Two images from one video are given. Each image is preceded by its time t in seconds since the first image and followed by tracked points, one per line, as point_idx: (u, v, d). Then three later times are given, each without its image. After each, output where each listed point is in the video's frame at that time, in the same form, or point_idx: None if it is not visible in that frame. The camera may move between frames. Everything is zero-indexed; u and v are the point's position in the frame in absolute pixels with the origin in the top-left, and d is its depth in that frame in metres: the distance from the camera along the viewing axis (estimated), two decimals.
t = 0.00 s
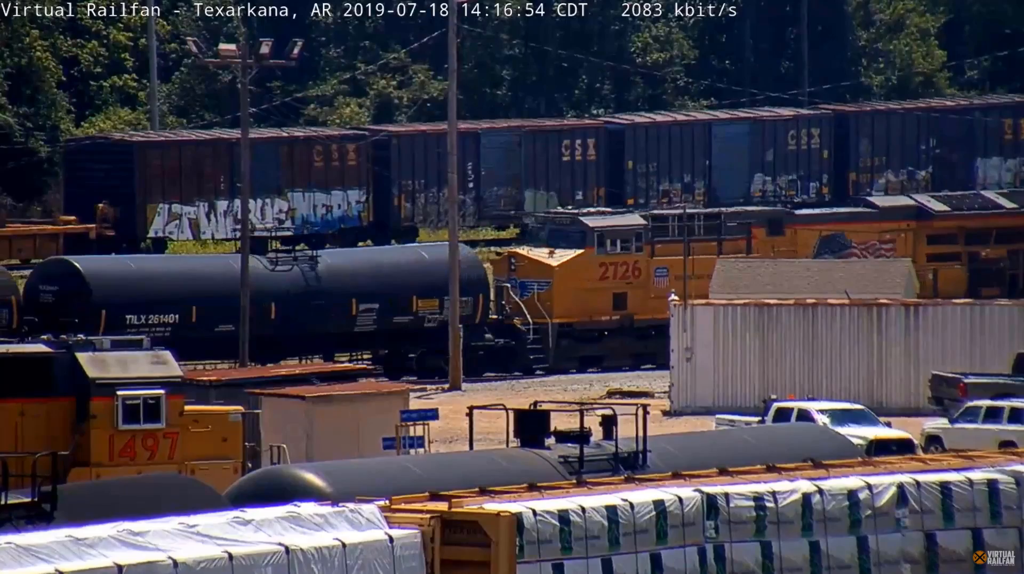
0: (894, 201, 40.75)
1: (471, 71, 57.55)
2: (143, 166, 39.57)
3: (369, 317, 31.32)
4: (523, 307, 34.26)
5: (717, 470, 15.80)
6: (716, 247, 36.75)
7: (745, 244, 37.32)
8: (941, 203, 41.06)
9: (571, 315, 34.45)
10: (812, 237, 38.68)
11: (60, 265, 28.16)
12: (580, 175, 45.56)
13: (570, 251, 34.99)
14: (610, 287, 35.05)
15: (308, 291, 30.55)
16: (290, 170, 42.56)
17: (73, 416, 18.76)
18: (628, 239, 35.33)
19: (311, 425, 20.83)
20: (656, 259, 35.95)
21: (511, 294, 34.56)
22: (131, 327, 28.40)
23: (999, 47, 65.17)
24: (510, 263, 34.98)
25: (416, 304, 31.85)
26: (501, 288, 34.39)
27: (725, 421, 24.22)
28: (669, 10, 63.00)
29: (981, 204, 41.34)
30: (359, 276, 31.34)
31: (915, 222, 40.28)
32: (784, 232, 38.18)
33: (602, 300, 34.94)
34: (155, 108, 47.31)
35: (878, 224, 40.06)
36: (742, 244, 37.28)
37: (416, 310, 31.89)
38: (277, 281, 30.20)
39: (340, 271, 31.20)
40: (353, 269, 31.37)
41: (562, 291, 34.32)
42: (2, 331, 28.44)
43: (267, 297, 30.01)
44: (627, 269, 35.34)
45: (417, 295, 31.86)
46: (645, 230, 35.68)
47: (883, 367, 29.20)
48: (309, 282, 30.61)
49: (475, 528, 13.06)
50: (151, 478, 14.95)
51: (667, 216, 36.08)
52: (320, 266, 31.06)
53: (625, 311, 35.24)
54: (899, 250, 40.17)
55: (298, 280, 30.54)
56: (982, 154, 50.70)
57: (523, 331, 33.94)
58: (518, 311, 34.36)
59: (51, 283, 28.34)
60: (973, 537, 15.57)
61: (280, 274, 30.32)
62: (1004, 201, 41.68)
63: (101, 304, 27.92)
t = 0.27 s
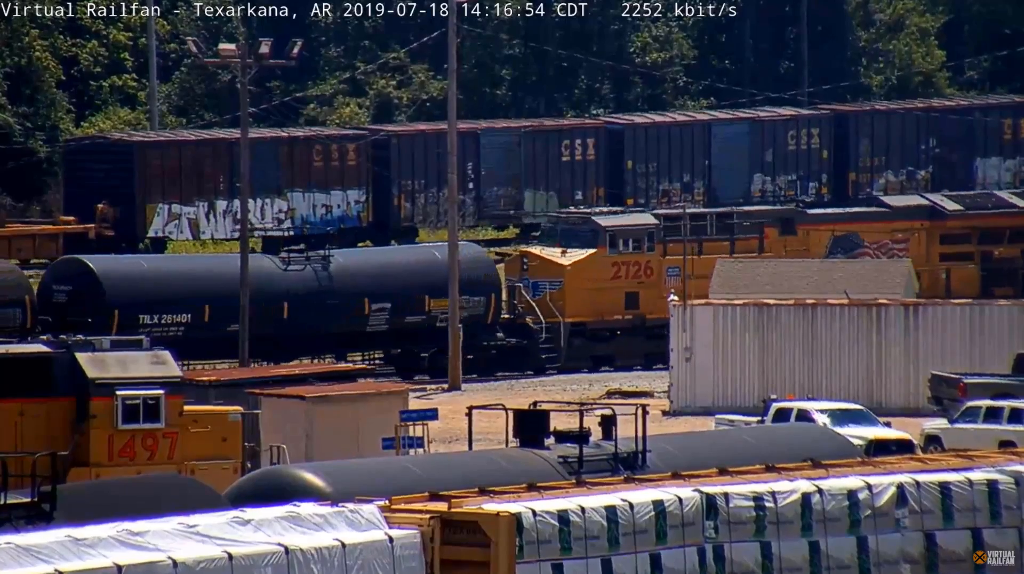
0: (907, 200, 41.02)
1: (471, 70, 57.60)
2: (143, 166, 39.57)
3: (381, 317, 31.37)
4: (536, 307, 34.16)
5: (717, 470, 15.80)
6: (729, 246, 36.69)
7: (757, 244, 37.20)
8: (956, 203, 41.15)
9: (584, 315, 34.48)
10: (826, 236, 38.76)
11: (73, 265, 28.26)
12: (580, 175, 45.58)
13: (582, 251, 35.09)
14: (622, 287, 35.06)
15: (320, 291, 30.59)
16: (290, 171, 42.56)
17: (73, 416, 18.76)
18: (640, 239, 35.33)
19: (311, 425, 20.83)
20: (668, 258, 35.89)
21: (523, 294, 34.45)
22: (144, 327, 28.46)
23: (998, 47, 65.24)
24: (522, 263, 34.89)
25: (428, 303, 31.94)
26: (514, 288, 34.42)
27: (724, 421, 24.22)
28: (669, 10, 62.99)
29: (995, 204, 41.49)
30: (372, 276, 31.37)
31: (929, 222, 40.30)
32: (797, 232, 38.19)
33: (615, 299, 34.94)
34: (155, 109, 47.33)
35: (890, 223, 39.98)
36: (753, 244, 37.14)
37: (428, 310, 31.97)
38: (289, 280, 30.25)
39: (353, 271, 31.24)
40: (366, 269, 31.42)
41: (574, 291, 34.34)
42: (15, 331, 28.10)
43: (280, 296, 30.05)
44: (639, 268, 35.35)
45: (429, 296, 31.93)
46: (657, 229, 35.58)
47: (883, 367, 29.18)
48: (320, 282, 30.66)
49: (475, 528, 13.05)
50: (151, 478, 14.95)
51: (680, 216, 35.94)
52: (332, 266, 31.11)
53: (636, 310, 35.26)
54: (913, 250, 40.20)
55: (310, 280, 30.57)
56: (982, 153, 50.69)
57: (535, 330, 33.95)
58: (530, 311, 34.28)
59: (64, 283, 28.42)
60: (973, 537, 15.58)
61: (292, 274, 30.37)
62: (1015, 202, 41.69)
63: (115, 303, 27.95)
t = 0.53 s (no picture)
0: (918, 198, 41.09)
1: (471, 70, 57.64)
2: (143, 165, 39.57)
3: (390, 316, 31.35)
4: (544, 306, 34.38)
5: (717, 470, 15.80)
6: (738, 245, 36.85)
7: (766, 243, 37.20)
8: (965, 203, 41.02)
9: (593, 314, 34.54)
10: (834, 236, 38.88)
11: (84, 265, 28.26)
12: (580, 175, 45.57)
13: (591, 250, 35.06)
14: (631, 286, 35.13)
15: (329, 290, 30.62)
16: (290, 170, 42.59)
17: (73, 416, 18.75)
18: (649, 238, 35.52)
19: (311, 425, 20.83)
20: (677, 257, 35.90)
21: (532, 294, 34.71)
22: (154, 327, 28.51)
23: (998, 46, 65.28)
24: (531, 263, 35.16)
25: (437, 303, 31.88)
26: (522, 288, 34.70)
27: (725, 420, 24.22)
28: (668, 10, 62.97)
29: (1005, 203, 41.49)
30: (381, 275, 31.37)
31: (937, 222, 40.30)
32: (805, 231, 38.21)
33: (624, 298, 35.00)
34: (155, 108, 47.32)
35: (898, 223, 40.05)
36: (762, 243, 37.16)
37: (437, 309, 31.96)
38: (299, 281, 30.28)
39: (363, 270, 31.25)
40: (375, 267, 31.42)
41: (582, 290, 34.40)
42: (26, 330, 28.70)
43: (289, 295, 30.10)
44: (648, 267, 35.46)
45: (438, 294, 31.90)
46: (665, 229, 35.85)
47: (883, 367, 29.19)
48: (329, 281, 30.69)
49: (475, 528, 13.05)
50: (152, 478, 14.94)
51: (688, 216, 36.48)
52: (341, 265, 31.13)
53: (645, 309, 35.28)
54: (922, 250, 40.14)
55: (319, 279, 30.60)
56: (982, 153, 50.71)
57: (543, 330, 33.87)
58: (539, 310, 34.48)
59: (75, 283, 28.41)
60: (973, 537, 15.57)
61: (301, 274, 30.41)
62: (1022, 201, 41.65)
63: (124, 303, 27.97)
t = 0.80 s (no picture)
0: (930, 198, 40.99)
1: (471, 70, 57.65)
2: (143, 166, 39.58)
3: (402, 315, 31.34)
4: (555, 305, 34.35)
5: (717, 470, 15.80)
6: (750, 244, 36.85)
7: (778, 242, 37.35)
8: (979, 203, 40.82)
9: (605, 313, 34.66)
10: (846, 235, 38.91)
11: (96, 264, 28.32)
12: (580, 175, 45.54)
13: (602, 249, 35.19)
14: (642, 286, 35.27)
15: (341, 290, 30.63)
16: (290, 171, 42.60)
17: (73, 416, 18.76)
18: (660, 239, 35.65)
19: (311, 425, 20.82)
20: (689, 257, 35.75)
21: (543, 293, 34.65)
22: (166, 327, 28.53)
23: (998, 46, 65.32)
24: (543, 262, 35.18)
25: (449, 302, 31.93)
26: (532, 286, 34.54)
27: (725, 420, 24.23)
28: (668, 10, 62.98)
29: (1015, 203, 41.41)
30: (393, 275, 31.35)
31: (949, 221, 40.10)
32: (817, 231, 38.25)
33: (635, 298, 35.14)
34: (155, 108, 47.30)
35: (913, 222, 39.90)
36: (774, 242, 37.29)
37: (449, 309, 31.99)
38: (308, 281, 30.29)
39: (375, 269, 31.23)
40: (387, 267, 31.39)
41: (594, 289, 34.52)
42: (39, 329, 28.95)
43: (300, 296, 30.12)
44: (659, 267, 35.61)
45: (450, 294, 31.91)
46: (676, 229, 35.92)
47: (883, 367, 29.19)
48: (341, 281, 30.68)
49: (475, 528, 13.05)
50: (153, 478, 14.95)
51: (700, 215, 36.41)
52: (353, 264, 31.10)
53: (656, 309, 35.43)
54: (932, 249, 39.89)
55: (331, 279, 30.61)
56: (982, 153, 50.75)
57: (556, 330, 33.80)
58: (550, 310, 34.45)
59: (87, 283, 28.46)
60: (973, 537, 15.57)
61: (313, 274, 30.42)
62: None
63: (135, 303, 28.02)
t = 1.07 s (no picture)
0: (939, 197, 41.20)
1: (471, 70, 57.64)
2: (143, 166, 39.59)
3: (412, 315, 31.31)
4: (565, 305, 34.34)
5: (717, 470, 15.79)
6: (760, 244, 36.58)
7: (789, 242, 37.08)
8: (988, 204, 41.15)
9: (615, 313, 34.58)
10: (858, 235, 38.70)
11: (107, 264, 28.39)
12: (580, 175, 45.49)
13: (613, 249, 35.16)
14: (653, 286, 35.18)
15: (352, 290, 30.65)
16: (290, 171, 42.61)
17: (73, 416, 18.76)
18: (671, 238, 35.60)
19: (311, 425, 20.82)
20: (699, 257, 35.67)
21: (553, 293, 34.60)
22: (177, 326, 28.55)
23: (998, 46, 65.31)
24: (553, 262, 35.20)
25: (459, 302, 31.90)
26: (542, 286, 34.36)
27: (725, 420, 24.24)
28: (669, 10, 62.95)
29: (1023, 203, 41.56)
30: (403, 275, 31.35)
31: (959, 222, 40.39)
32: (829, 230, 37.95)
33: (645, 298, 35.02)
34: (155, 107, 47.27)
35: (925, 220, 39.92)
36: (785, 242, 37.04)
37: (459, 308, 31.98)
38: (317, 280, 30.33)
39: (386, 269, 31.25)
40: (397, 267, 31.39)
41: (603, 290, 34.41)
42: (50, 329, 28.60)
43: (310, 296, 30.15)
44: (669, 267, 35.57)
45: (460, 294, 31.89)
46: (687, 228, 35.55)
47: (882, 367, 29.19)
48: (351, 281, 30.71)
49: (475, 528, 13.05)
50: (154, 478, 14.95)
51: (710, 214, 36.13)
52: (363, 265, 31.12)
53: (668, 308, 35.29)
54: (944, 249, 40.02)
55: (341, 280, 30.65)
56: (982, 154, 50.80)
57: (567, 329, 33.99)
58: (561, 310, 34.45)
59: (99, 283, 28.49)
60: (973, 537, 15.57)
61: (323, 275, 30.47)
62: None
63: (147, 302, 28.04)
